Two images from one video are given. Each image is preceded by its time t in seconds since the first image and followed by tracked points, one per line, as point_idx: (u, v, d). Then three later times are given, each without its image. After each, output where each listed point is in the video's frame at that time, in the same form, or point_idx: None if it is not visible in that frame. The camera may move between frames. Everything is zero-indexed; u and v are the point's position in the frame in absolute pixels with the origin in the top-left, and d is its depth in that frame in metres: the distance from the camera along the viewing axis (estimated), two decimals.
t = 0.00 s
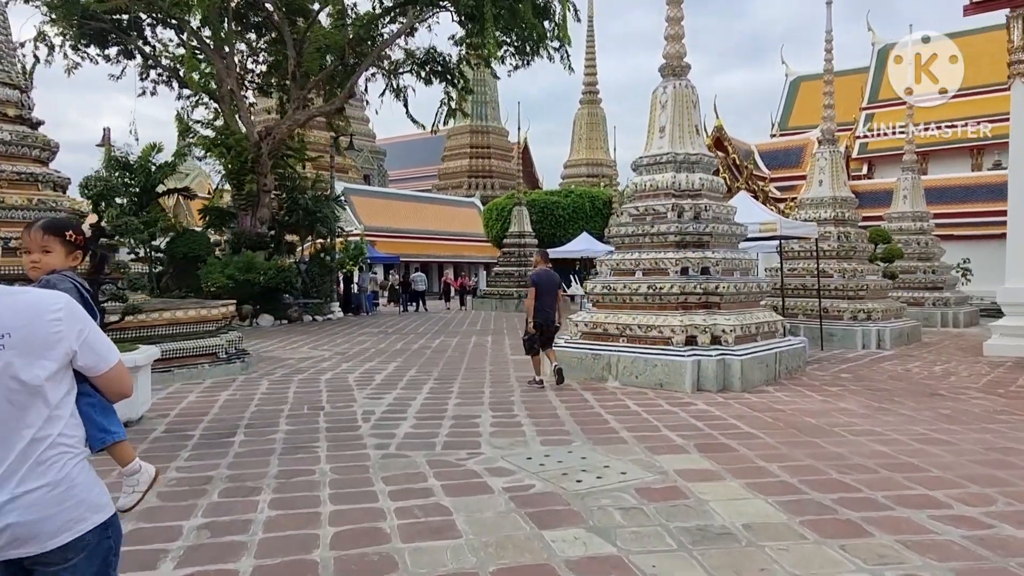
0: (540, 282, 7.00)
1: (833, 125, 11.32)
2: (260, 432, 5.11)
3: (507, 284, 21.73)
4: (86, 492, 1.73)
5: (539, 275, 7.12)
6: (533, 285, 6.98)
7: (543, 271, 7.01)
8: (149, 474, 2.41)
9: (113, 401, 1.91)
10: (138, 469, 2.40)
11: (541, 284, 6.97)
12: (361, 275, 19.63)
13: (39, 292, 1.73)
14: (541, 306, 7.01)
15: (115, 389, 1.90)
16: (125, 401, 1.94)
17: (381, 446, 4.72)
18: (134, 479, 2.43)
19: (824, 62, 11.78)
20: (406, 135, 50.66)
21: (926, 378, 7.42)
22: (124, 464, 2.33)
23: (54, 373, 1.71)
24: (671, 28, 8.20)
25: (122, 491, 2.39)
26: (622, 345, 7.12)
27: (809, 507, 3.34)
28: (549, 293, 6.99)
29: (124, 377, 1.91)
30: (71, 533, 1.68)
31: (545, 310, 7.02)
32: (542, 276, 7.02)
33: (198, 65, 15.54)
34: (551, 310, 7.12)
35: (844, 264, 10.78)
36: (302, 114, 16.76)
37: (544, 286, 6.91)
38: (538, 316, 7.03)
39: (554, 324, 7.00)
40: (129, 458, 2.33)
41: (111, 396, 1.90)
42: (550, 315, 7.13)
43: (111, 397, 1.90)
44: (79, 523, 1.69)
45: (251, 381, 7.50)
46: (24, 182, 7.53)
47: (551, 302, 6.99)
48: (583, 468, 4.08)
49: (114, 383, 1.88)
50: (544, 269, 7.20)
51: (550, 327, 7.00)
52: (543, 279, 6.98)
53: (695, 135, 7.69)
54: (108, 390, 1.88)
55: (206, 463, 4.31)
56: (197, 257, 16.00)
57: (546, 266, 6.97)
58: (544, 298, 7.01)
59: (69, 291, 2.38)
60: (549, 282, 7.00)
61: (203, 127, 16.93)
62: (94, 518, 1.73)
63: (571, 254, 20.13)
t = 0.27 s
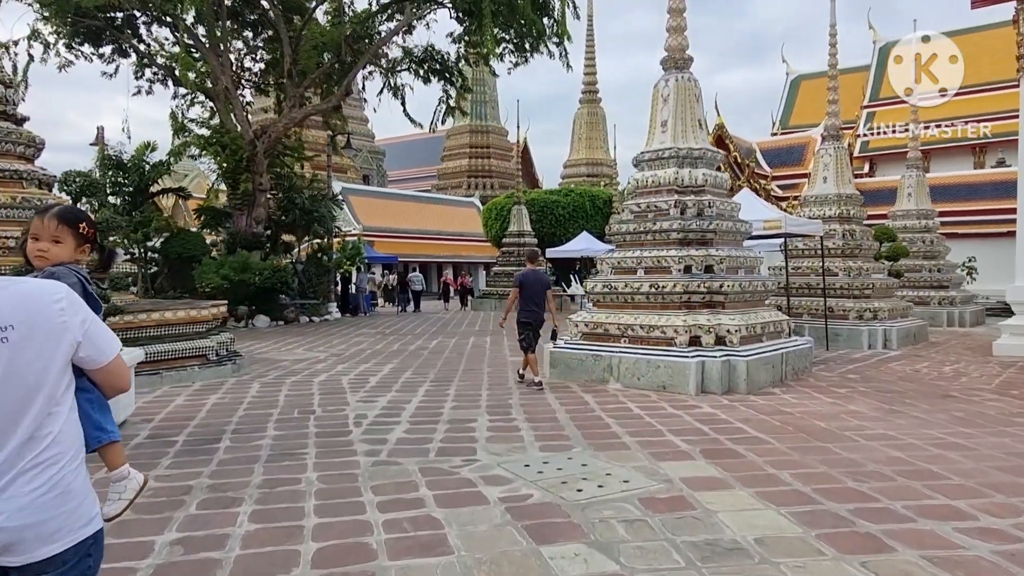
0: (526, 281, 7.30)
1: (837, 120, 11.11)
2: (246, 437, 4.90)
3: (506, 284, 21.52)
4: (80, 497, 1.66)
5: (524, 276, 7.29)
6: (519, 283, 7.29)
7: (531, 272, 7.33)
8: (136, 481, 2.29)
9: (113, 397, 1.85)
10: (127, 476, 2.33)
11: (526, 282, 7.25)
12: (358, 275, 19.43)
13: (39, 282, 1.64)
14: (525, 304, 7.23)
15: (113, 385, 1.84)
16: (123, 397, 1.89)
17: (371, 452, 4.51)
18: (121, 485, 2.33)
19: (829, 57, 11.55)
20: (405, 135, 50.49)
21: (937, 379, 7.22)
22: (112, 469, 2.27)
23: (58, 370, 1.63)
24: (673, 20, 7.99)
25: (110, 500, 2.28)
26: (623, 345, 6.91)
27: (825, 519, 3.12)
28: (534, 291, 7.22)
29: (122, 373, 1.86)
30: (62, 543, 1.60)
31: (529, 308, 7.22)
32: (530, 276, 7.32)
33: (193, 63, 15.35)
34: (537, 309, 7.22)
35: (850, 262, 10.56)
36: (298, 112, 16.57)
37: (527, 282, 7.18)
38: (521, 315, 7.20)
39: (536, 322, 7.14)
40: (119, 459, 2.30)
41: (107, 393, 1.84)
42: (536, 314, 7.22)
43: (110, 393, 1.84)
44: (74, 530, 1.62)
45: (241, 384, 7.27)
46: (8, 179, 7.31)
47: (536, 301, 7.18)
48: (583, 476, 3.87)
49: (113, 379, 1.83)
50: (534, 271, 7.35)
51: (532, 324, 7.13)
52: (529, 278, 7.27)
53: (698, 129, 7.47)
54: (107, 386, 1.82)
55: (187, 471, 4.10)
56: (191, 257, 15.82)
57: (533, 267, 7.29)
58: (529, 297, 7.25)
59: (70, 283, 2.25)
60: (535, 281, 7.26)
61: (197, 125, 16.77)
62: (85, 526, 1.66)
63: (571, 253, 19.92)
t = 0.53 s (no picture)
0: (514, 286, 7.16)
1: (839, 118, 10.91)
2: (232, 451, 4.68)
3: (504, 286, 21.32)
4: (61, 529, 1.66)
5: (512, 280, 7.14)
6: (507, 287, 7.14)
7: (518, 276, 7.18)
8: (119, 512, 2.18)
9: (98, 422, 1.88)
10: (109, 507, 2.20)
11: (516, 287, 7.12)
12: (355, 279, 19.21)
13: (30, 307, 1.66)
14: (515, 309, 7.11)
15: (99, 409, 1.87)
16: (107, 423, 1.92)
17: (361, 467, 4.28)
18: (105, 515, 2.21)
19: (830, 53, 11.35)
20: (403, 137, 50.28)
21: (946, 383, 7.02)
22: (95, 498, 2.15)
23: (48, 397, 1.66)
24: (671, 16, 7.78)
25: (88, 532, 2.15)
26: (624, 351, 6.70)
27: (844, 541, 2.91)
28: (524, 296, 7.12)
29: (111, 399, 1.90)
30: None
31: (519, 313, 7.10)
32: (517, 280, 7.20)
33: (185, 65, 15.16)
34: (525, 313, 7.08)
35: (854, 263, 10.35)
36: (292, 114, 16.38)
37: (519, 287, 7.06)
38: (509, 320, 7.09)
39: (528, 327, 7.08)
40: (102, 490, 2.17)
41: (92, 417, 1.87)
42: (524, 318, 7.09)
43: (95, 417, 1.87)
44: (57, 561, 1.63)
45: (231, 393, 7.04)
46: None
47: (523, 305, 7.04)
48: (585, 493, 3.66)
49: (100, 404, 1.86)
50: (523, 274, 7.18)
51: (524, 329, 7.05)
52: (518, 283, 7.13)
53: (699, 128, 7.27)
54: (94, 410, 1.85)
55: (166, 491, 3.88)
56: (185, 261, 15.66)
57: (522, 271, 7.15)
58: (518, 301, 7.13)
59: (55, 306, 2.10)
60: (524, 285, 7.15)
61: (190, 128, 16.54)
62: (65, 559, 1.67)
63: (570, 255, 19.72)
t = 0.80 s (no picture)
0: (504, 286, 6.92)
1: (839, 114, 10.70)
2: (210, 464, 4.45)
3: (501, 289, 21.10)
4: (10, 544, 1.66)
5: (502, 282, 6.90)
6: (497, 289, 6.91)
7: (508, 276, 6.93)
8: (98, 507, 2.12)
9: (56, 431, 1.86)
10: (89, 502, 2.13)
11: (506, 288, 6.88)
12: (349, 282, 18.98)
13: None
14: (505, 310, 6.92)
15: (59, 418, 1.84)
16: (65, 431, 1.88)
17: (345, 481, 4.06)
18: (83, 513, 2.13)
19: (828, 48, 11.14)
20: (398, 140, 50.05)
21: (953, 384, 6.81)
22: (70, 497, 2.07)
23: None
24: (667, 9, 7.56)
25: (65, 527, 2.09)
26: (622, 354, 6.48)
27: (859, 561, 2.70)
28: (515, 297, 6.91)
29: (71, 407, 1.86)
30: None
31: (507, 315, 6.91)
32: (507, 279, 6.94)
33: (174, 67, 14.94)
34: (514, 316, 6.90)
35: (855, 261, 10.15)
36: (284, 116, 16.15)
37: (510, 290, 6.83)
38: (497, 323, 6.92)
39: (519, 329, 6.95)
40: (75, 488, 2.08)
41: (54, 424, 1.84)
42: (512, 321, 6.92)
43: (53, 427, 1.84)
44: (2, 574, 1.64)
45: (216, 401, 6.80)
46: None
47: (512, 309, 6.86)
48: (581, 507, 3.43)
49: (60, 413, 1.83)
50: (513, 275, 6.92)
51: (514, 331, 6.92)
52: (508, 283, 6.89)
53: (697, 123, 7.06)
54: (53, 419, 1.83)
55: (136, 509, 3.65)
56: (175, 266, 15.42)
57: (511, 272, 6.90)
58: (508, 303, 6.92)
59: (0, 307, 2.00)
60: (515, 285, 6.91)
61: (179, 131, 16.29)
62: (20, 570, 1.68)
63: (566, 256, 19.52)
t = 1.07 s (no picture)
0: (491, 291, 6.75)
1: (836, 111, 10.51)
2: (178, 478, 4.19)
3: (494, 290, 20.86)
4: None
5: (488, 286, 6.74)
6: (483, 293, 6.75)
7: (494, 280, 6.75)
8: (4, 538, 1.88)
9: None
10: None
11: (492, 292, 6.71)
12: (341, 284, 18.71)
13: None
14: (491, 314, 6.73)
15: None
16: None
17: (320, 496, 3.81)
18: None
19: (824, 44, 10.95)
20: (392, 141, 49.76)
21: (956, 386, 6.60)
22: None
23: None
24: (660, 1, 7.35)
25: None
26: (615, 357, 6.25)
27: None
28: (501, 301, 6.72)
29: None
30: None
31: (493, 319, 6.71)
32: (494, 284, 6.79)
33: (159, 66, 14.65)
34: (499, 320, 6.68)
35: (853, 261, 9.95)
36: (273, 116, 15.89)
37: (493, 292, 6.66)
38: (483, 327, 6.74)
39: (505, 331, 6.66)
40: None
41: None
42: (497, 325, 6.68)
43: None
44: None
45: (194, 408, 6.54)
46: None
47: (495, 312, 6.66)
48: (569, 525, 3.19)
49: None
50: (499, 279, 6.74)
51: (500, 334, 6.66)
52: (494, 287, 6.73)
53: (691, 118, 6.84)
54: None
55: (92, 530, 3.40)
56: (161, 268, 15.10)
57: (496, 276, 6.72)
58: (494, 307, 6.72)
59: None
60: (501, 290, 6.74)
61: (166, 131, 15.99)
62: None
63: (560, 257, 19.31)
